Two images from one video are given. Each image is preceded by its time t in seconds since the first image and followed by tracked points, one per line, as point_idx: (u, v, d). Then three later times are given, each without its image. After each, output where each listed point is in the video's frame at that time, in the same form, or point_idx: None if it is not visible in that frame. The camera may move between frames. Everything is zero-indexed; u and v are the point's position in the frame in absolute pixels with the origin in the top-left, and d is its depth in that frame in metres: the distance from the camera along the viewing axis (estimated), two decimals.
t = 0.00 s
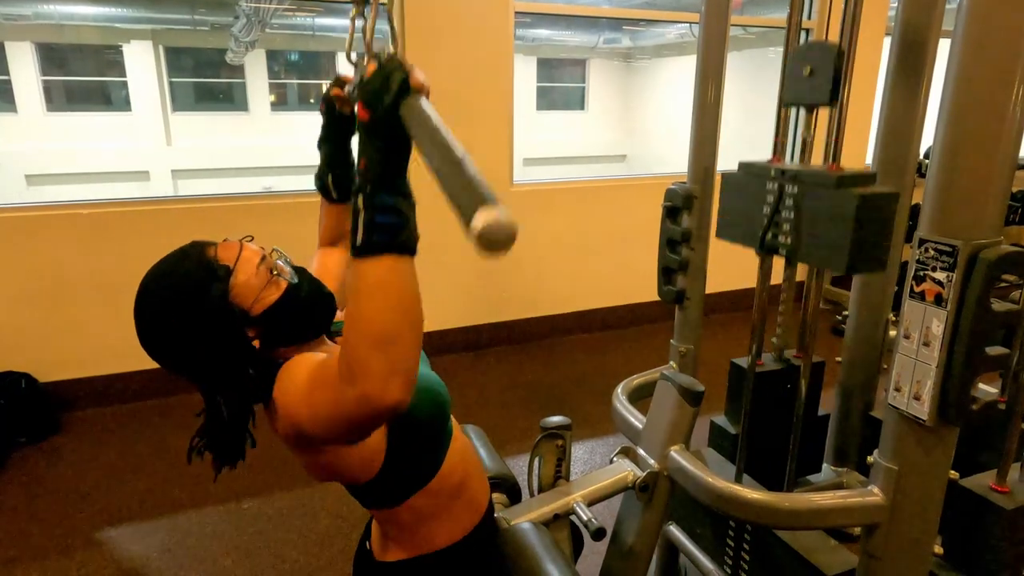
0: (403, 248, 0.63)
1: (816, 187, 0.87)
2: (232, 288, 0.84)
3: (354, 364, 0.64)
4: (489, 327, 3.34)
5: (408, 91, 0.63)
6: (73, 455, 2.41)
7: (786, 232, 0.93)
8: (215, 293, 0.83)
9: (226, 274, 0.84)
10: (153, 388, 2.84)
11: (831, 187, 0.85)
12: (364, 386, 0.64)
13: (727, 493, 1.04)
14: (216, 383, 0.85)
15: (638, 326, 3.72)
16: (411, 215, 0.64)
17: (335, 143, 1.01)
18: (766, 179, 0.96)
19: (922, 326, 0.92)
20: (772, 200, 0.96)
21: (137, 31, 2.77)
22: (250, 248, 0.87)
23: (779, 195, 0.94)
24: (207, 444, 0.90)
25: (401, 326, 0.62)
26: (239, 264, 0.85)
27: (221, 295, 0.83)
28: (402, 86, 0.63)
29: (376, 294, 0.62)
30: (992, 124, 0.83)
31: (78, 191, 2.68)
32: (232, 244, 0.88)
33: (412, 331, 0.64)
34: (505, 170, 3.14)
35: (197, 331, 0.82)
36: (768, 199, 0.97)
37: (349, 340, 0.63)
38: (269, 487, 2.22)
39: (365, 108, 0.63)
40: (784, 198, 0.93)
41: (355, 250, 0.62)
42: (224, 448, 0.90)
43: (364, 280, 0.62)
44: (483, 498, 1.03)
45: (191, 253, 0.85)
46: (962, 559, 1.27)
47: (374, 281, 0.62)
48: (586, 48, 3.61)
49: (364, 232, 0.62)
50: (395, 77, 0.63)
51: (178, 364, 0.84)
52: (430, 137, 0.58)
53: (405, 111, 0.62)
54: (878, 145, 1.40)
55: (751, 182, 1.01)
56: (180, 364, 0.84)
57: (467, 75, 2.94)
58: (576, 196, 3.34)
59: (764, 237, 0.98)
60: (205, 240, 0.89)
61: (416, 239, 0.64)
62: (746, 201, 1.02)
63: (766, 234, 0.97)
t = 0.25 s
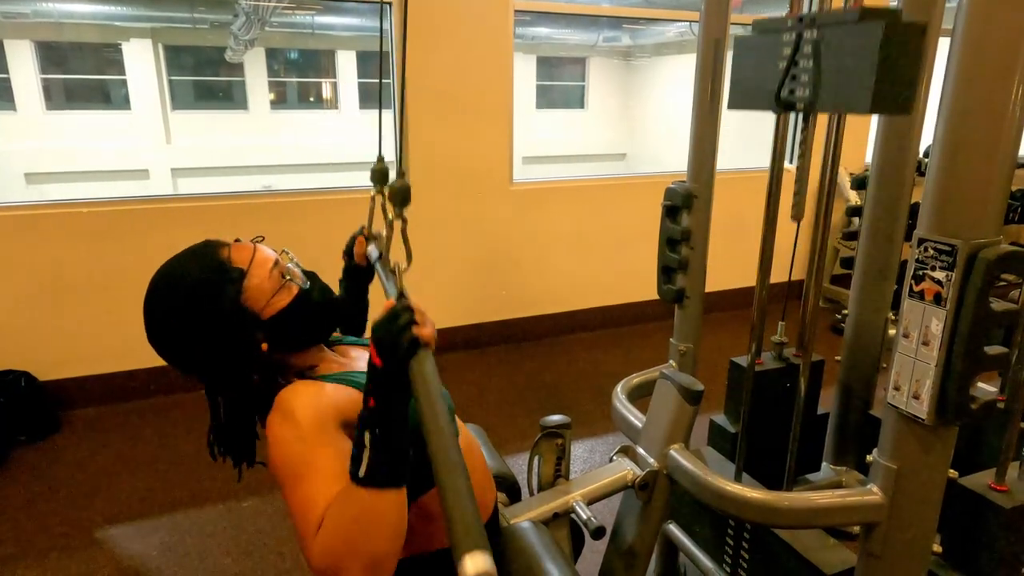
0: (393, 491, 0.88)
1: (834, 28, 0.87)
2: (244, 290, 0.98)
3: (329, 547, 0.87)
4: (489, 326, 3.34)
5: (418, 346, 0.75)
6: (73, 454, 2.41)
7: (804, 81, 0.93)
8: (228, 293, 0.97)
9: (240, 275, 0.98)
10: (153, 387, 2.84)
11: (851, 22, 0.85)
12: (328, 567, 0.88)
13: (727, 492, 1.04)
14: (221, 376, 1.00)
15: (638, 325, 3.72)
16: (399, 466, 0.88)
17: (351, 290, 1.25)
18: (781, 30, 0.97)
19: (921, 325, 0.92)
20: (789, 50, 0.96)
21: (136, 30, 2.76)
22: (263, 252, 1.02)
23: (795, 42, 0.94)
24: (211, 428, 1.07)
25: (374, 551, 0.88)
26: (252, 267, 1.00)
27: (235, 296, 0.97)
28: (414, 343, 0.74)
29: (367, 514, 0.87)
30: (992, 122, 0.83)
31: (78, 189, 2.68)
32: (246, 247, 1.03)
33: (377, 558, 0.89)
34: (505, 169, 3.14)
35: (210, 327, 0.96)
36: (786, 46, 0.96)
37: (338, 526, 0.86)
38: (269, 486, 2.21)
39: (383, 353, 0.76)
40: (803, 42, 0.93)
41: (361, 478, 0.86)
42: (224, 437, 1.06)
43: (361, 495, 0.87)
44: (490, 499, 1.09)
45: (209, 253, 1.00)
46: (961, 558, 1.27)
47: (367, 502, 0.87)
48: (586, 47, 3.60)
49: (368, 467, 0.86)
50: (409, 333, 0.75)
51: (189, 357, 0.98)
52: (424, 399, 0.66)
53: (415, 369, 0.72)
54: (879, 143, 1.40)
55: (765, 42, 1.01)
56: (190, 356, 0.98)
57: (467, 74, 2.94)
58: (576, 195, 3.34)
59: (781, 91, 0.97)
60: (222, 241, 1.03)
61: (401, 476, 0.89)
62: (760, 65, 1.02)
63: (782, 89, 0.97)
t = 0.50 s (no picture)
0: (332, 551, 0.84)
1: None
2: (277, 282, 0.94)
3: None
4: (489, 324, 3.35)
5: (432, 446, 0.82)
6: (72, 452, 2.41)
7: None
8: (263, 284, 0.92)
9: (273, 267, 0.94)
10: (152, 385, 2.84)
11: None
12: None
13: (726, 490, 1.04)
14: (260, 370, 0.94)
15: (637, 324, 3.72)
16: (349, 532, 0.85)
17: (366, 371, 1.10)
18: None
19: (920, 323, 0.92)
20: None
21: (134, 28, 2.76)
22: (295, 245, 0.98)
23: None
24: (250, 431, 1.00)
25: None
26: (285, 260, 0.96)
27: (268, 288, 0.92)
28: (431, 443, 0.81)
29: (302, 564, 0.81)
30: (991, 120, 0.83)
31: (77, 187, 2.68)
32: (277, 241, 0.98)
33: None
34: (504, 167, 3.14)
35: (246, 321, 0.90)
36: None
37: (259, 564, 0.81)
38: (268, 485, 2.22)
39: (399, 428, 0.81)
40: None
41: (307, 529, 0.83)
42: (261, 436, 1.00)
43: (300, 542, 0.82)
44: (495, 512, 1.06)
45: (240, 247, 0.95)
46: (960, 557, 1.27)
47: (303, 551, 0.82)
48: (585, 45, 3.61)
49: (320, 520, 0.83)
50: (427, 432, 0.82)
51: (225, 351, 0.93)
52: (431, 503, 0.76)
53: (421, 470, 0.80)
54: (878, 141, 1.40)
55: None
56: (225, 350, 0.93)
57: (466, 72, 2.94)
58: (575, 193, 3.34)
59: (791, 6, 1.11)
60: (252, 234, 0.98)
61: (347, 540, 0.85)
62: None
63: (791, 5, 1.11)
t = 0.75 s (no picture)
0: (398, 423, 0.81)
1: (832, 48, 0.87)
2: (273, 278, 0.93)
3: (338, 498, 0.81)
4: (488, 323, 3.34)
5: (449, 293, 0.79)
6: (71, 451, 2.41)
7: (801, 101, 0.93)
8: (257, 279, 0.91)
9: (269, 263, 0.93)
10: (151, 384, 2.84)
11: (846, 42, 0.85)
12: (333, 518, 0.82)
13: (727, 489, 1.04)
14: (253, 366, 0.94)
15: (637, 322, 3.72)
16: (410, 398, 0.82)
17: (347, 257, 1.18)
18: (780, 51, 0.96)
19: (920, 322, 0.92)
20: (786, 70, 0.95)
21: (133, 26, 2.75)
22: (291, 241, 0.97)
23: (794, 61, 0.94)
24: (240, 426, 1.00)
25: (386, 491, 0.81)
26: (281, 255, 0.95)
27: (264, 284, 0.92)
28: (445, 290, 0.78)
29: (372, 445, 0.80)
30: (991, 120, 0.83)
31: (75, 186, 2.67)
32: (274, 236, 0.97)
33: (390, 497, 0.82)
34: (503, 166, 3.14)
35: (239, 315, 0.90)
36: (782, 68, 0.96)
37: (341, 478, 0.80)
38: (267, 483, 2.22)
39: (413, 295, 0.78)
40: (798, 64, 0.93)
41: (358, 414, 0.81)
42: (251, 429, 0.99)
43: (364, 430, 0.81)
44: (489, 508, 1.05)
45: (236, 243, 0.94)
46: (959, 555, 1.27)
47: (371, 439, 0.80)
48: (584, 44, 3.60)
49: (371, 401, 0.81)
50: (443, 278, 0.79)
51: (217, 345, 0.93)
52: (478, 363, 0.76)
53: (449, 321, 0.79)
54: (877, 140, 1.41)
55: (766, 54, 1.00)
56: (218, 345, 0.93)
57: (465, 71, 2.94)
58: (575, 192, 3.34)
59: (779, 110, 0.97)
60: (250, 231, 0.98)
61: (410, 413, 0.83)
62: (761, 77, 1.01)
63: (779, 109, 0.97)
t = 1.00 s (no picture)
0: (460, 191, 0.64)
1: (810, 212, 0.91)
2: (278, 263, 0.86)
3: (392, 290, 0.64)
4: (487, 322, 3.34)
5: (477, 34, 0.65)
6: (69, 450, 2.41)
7: (780, 256, 0.96)
8: (264, 266, 0.85)
9: (273, 247, 0.87)
10: (150, 383, 2.83)
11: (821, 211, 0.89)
12: (406, 322, 0.63)
13: (727, 488, 1.04)
14: (273, 352, 0.86)
15: (636, 321, 3.72)
16: (458, 152, 0.65)
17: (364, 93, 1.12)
18: (761, 203, 0.99)
19: (919, 321, 0.92)
20: (766, 224, 0.99)
21: (132, 24, 2.74)
22: (294, 223, 0.91)
23: (773, 222, 0.98)
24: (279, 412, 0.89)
25: (446, 261, 0.63)
26: (284, 238, 0.88)
27: (271, 270, 0.86)
28: (470, 28, 0.64)
29: (418, 223, 0.63)
30: (990, 118, 0.83)
31: (74, 184, 2.67)
32: (277, 220, 0.91)
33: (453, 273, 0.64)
34: (503, 164, 3.14)
35: (248, 303, 0.85)
36: (764, 220, 1.00)
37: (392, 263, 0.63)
38: (266, 482, 2.21)
39: (437, 53, 0.64)
40: (779, 221, 0.96)
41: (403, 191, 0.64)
42: (288, 414, 0.89)
43: (407, 209, 0.64)
44: (494, 503, 1.05)
45: (239, 231, 0.89)
46: (958, 554, 1.27)
47: (419, 213, 0.63)
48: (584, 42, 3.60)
49: (417, 173, 0.63)
50: (465, 19, 0.64)
51: (236, 331, 0.87)
52: (515, 79, 0.61)
53: (484, 64, 0.63)
54: (877, 138, 1.41)
55: (745, 203, 1.03)
56: (239, 335, 0.87)
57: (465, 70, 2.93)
58: (574, 191, 3.34)
59: (760, 258, 1.00)
60: (253, 219, 0.92)
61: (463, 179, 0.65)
62: (742, 222, 1.04)
63: (760, 257, 1.00)
